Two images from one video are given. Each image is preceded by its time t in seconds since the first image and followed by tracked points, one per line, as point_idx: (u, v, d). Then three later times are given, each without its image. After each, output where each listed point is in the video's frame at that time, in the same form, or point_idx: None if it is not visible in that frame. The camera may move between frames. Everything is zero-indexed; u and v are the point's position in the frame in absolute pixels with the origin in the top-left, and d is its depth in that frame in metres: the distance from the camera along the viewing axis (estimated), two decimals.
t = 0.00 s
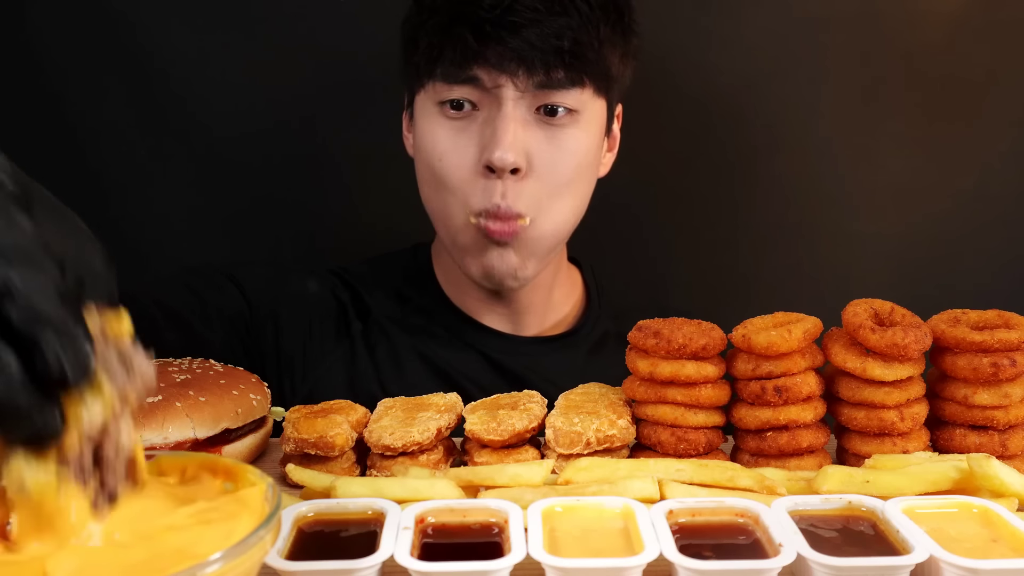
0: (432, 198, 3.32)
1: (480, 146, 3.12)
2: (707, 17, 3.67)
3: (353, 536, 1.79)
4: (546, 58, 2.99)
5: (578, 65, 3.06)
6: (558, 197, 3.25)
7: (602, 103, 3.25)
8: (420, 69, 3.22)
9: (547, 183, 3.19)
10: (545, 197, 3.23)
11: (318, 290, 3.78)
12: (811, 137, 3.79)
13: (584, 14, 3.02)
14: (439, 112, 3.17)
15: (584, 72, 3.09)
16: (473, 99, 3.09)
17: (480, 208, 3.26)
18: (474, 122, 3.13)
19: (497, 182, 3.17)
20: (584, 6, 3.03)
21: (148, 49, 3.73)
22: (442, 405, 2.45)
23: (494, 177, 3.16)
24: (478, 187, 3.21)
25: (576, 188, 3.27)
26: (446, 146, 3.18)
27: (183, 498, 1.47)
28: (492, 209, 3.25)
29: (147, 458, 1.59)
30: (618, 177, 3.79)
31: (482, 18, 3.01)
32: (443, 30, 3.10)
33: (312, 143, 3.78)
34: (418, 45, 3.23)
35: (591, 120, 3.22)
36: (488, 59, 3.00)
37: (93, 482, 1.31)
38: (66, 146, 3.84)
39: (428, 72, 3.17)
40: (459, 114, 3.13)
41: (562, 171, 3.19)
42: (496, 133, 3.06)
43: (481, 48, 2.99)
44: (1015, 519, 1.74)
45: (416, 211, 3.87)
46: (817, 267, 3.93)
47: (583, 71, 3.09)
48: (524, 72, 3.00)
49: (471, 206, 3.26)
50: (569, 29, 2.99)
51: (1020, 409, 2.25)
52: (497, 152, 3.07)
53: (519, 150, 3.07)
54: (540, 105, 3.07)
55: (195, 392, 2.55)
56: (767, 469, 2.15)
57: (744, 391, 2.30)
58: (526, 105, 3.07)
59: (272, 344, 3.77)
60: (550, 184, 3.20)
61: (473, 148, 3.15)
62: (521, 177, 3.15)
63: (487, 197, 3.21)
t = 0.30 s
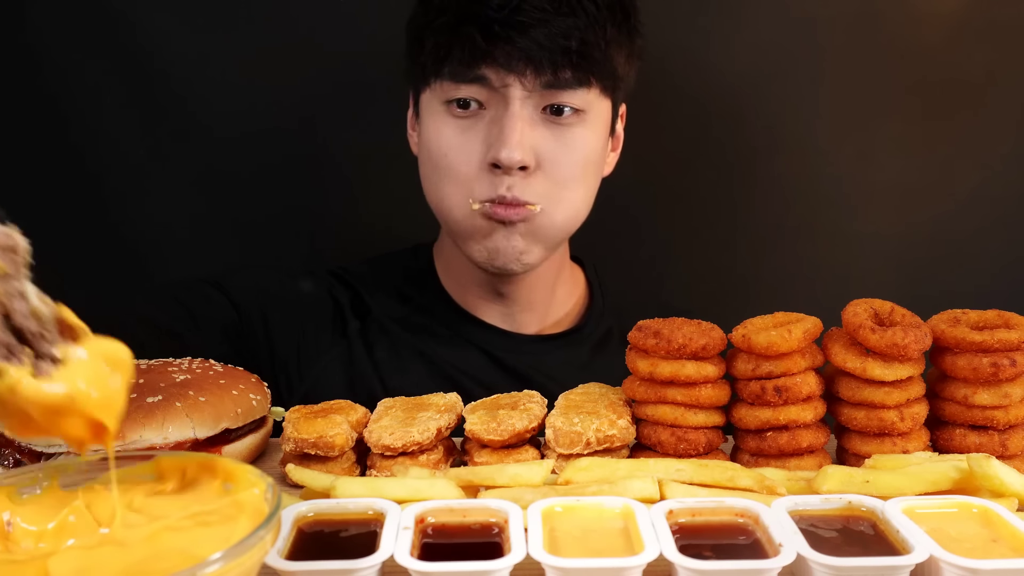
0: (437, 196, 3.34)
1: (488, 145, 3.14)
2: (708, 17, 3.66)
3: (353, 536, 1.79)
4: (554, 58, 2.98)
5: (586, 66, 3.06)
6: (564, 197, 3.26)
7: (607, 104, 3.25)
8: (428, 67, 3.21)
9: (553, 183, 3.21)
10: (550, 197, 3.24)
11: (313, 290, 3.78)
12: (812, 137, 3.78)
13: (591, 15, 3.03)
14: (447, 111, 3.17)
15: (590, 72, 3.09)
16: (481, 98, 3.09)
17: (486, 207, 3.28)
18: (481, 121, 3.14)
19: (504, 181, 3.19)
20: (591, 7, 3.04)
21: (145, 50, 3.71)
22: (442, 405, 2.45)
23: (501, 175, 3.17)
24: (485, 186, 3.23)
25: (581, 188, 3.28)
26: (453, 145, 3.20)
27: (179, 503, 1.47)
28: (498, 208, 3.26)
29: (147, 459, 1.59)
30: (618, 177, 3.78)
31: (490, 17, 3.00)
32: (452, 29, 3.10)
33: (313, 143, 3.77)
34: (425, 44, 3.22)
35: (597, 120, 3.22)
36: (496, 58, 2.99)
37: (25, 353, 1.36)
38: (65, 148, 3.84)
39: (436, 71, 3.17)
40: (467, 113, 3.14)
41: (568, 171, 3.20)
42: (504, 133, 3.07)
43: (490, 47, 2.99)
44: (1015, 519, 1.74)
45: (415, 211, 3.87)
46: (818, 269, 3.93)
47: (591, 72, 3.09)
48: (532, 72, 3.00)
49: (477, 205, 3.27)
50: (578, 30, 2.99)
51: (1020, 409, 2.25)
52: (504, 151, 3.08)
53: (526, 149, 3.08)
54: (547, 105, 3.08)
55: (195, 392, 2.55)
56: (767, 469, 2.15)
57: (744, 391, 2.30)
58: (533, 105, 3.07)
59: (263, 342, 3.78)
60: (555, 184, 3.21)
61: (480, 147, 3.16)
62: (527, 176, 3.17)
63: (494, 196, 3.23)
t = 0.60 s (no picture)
0: (443, 195, 3.39)
1: (494, 141, 3.18)
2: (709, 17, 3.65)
3: (353, 536, 1.79)
4: (560, 55, 3.08)
5: (591, 63, 3.13)
6: (569, 193, 3.31)
7: (612, 103, 3.28)
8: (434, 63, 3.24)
9: (559, 179, 3.25)
10: (556, 192, 3.29)
11: (308, 293, 3.74)
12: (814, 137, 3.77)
13: (597, 14, 3.08)
14: (453, 107, 3.20)
15: (595, 70, 3.15)
16: (487, 95, 3.14)
17: (492, 202, 3.33)
18: (487, 118, 3.17)
19: (510, 176, 3.25)
20: (597, 5, 3.08)
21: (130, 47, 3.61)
22: (442, 405, 2.45)
23: (507, 171, 3.23)
24: (491, 182, 3.28)
25: (585, 185, 3.33)
26: (458, 142, 3.23)
27: (179, 503, 1.46)
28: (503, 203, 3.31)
29: (146, 458, 1.58)
30: (617, 178, 3.71)
31: (498, 14, 3.07)
32: (460, 26, 3.17)
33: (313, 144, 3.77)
34: (432, 42, 3.29)
35: (602, 118, 3.25)
36: (503, 54, 3.08)
37: None
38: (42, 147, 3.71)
39: (442, 68, 3.20)
40: (472, 110, 3.18)
41: (574, 167, 3.25)
42: (511, 130, 3.14)
43: (497, 43, 3.07)
44: (1015, 519, 1.74)
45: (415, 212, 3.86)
46: (820, 270, 3.87)
47: (596, 70, 3.16)
48: (538, 69, 3.08)
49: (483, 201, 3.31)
50: (583, 27, 3.06)
51: (1020, 409, 2.25)
52: (511, 148, 3.16)
53: (532, 146, 3.15)
54: (553, 102, 3.14)
55: (195, 392, 2.55)
56: (767, 469, 2.15)
57: (744, 391, 2.30)
58: (539, 102, 3.13)
59: (262, 343, 3.78)
60: (561, 180, 3.26)
61: (487, 143, 3.20)
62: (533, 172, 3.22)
63: (500, 191, 3.29)
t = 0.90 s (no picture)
0: (461, 183, 3.50)
1: (522, 128, 3.40)
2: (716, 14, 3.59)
3: (353, 536, 1.79)
4: (588, 48, 3.38)
5: (614, 59, 3.45)
6: (592, 182, 3.53)
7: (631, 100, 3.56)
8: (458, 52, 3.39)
9: (583, 167, 3.49)
10: (579, 181, 3.50)
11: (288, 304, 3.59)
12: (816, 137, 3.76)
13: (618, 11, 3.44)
14: (479, 96, 3.38)
15: (617, 67, 3.46)
16: (515, 84, 3.36)
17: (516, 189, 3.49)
18: (513, 107, 3.38)
19: (537, 163, 3.46)
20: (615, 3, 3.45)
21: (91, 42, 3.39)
22: (442, 405, 2.45)
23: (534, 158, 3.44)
24: (517, 169, 3.46)
25: (606, 175, 3.55)
26: (484, 129, 3.41)
27: (179, 503, 1.46)
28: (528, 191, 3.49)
29: (147, 458, 1.58)
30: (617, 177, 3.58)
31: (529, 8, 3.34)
32: (488, 17, 3.35)
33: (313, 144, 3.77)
34: (455, 32, 3.40)
35: (621, 113, 3.53)
36: (534, 44, 3.34)
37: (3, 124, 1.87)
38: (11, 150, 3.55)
39: (467, 57, 3.37)
40: (499, 99, 3.38)
41: (596, 156, 3.50)
42: (540, 118, 3.38)
43: (529, 34, 3.34)
44: (1015, 519, 1.74)
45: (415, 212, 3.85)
46: (819, 272, 3.75)
47: (618, 66, 3.46)
48: (567, 61, 3.36)
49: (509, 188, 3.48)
50: (607, 24, 3.42)
51: (1020, 409, 2.25)
52: (541, 136, 3.41)
53: (562, 134, 3.41)
54: (579, 93, 3.40)
55: (194, 392, 2.55)
56: (767, 469, 2.15)
57: (744, 391, 2.31)
58: (565, 93, 3.39)
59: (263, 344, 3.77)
60: (585, 168, 3.49)
61: (513, 130, 3.41)
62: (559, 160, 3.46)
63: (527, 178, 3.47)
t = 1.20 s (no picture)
0: (452, 186, 3.47)
1: (513, 131, 3.34)
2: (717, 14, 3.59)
3: (353, 536, 1.79)
4: (579, 47, 3.26)
5: (604, 58, 3.34)
6: (582, 183, 3.48)
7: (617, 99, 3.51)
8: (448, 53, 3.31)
9: (573, 169, 3.43)
10: (569, 183, 3.46)
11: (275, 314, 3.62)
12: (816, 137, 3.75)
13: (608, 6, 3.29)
14: (470, 98, 3.33)
15: (608, 67, 3.36)
16: (507, 86, 3.29)
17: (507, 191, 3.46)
18: (504, 109, 3.32)
19: (528, 165, 3.41)
20: None
21: (87, 42, 3.39)
22: (442, 405, 2.45)
23: (524, 159, 3.39)
24: (507, 171, 3.43)
25: (595, 175, 3.50)
26: (474, 132, 3.37)
27: (179, 503, 1.46)
28: (518, 193, 3.46)
29: (146, 458, 1.58)
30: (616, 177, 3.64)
31: (521, 7, 3.20)
32: (479, 17, 3.25)
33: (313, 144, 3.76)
34: (446, 33, 3.31)
35: (610, 113, 3.45)
36: (527, 45, 3.23)
37: (18, 170, 2.01)
38: (7, 151, 3.55)
39: (457, 57, 3.30)
40: (489, 101, 3.32)
41: (585, 159, 3.44)
42: (530, 121, 3.31)
43: (521, 35, 3.22)
44: (1015, 519, 1.74)
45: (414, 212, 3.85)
46: (818, 272, 3.75)
47: (608, 66, 3.36)
48: (557, 60, 3.26)
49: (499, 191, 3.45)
50: (598, 21, 3.27)
51: (1020, 409, 2.25)
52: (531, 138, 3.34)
53: (552, 137, 3.34)
54: (568, 94, 3.32)
55: (195, 392, 2.55)
56: (767, 469, 2.15)
57: (744, 390, 2.31)
58: (555, 94, 3.31)
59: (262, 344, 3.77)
60: (575, 170, 3.44)
61: (505, 133, 3.36)
62: (549, 162, 3.40)
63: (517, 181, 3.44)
